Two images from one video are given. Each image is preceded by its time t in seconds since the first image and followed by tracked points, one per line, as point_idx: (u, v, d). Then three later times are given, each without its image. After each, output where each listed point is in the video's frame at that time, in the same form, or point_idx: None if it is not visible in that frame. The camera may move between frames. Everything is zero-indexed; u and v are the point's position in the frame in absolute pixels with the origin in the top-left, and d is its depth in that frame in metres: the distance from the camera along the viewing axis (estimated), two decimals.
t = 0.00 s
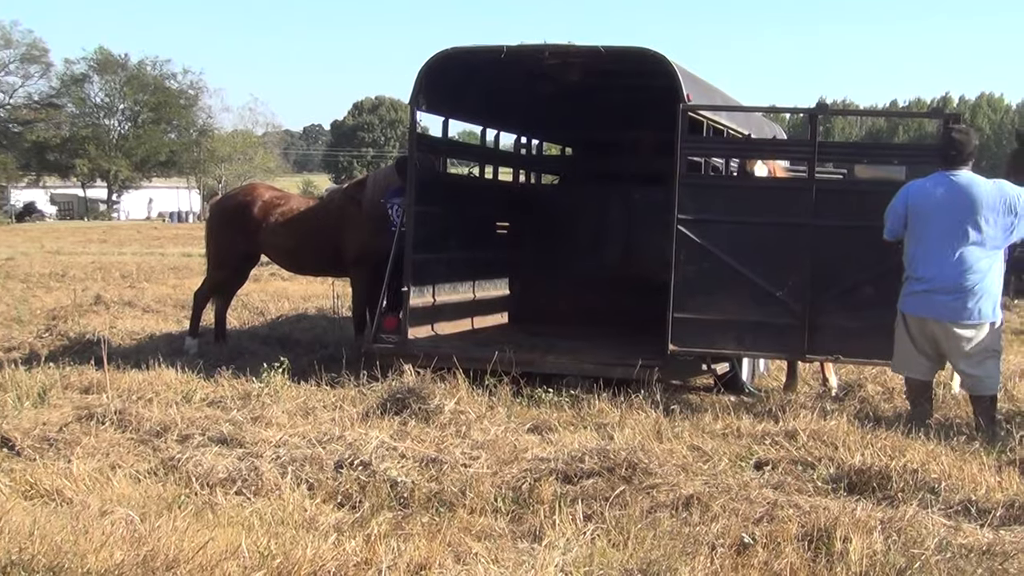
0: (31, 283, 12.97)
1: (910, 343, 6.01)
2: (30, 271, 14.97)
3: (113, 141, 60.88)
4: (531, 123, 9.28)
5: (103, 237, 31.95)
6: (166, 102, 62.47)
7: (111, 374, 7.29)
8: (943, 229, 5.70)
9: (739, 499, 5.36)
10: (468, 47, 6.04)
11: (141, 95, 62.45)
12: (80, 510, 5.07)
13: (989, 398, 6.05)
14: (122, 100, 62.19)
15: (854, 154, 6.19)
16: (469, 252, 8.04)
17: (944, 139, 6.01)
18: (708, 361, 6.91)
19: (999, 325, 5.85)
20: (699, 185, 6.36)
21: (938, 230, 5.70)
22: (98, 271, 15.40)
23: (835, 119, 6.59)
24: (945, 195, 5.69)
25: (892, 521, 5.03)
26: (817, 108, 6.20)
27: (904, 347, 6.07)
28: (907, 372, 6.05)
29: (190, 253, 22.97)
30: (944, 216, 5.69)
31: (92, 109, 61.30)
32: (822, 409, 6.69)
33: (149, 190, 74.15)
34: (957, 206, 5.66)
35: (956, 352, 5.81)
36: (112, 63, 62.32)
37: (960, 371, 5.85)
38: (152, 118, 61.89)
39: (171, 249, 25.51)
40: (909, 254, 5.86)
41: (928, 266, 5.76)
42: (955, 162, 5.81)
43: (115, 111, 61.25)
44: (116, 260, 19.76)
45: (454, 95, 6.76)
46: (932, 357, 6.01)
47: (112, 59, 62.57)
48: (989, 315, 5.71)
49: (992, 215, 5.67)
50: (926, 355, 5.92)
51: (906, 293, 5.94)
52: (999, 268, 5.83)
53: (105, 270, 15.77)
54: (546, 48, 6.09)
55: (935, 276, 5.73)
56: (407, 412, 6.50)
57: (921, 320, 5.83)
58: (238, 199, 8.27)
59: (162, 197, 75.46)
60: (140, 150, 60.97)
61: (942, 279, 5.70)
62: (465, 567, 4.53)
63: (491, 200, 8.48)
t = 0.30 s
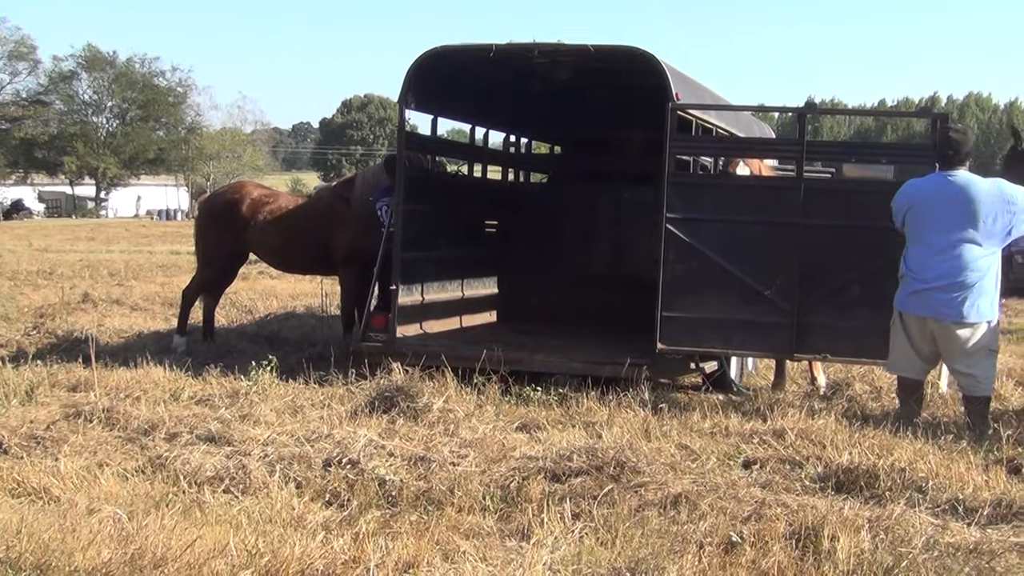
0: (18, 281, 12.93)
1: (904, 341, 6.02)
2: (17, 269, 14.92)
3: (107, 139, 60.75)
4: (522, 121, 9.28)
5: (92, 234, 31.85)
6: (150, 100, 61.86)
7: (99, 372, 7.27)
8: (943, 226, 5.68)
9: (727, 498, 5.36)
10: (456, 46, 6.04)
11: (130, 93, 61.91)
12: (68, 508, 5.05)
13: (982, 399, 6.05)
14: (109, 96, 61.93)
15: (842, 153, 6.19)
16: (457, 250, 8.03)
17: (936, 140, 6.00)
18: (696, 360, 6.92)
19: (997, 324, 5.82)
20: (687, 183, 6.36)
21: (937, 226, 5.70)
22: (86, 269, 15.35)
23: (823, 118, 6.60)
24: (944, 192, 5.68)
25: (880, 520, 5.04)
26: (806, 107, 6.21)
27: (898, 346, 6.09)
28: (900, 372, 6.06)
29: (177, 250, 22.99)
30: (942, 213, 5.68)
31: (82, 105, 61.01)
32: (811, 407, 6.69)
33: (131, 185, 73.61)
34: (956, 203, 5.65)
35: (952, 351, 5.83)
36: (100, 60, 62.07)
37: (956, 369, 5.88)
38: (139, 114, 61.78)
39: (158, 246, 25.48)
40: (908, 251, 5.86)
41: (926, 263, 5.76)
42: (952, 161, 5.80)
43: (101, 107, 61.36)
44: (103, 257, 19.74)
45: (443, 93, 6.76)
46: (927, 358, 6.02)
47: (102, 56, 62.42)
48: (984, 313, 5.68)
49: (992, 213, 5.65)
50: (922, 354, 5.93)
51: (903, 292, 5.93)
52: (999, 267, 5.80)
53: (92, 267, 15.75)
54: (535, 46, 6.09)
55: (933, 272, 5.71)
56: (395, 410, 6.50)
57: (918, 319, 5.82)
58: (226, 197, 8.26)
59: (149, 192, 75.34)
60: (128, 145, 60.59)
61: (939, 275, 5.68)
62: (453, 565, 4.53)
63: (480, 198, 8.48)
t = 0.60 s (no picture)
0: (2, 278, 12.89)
1: (895, 343, 6.04)
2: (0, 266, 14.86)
3: (98, 140, 60.61)
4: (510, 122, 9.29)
5: (78, 233, 31.77)
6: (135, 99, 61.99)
7: (83, 370, 7.25)
8: (935, 227, 5.68)
9: (712, 498, 5.37)
10: (442, 44, 6.04)
11: (116, 91, 62.01)
12: (51, 506, 5.03)
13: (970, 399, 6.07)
14: (96, 95, 61.72)
15: (828, 154, 6.20)
16: (443, 249, 8.03)
17: (923, 141, 6.01)
18: (681, 360, 6.92)
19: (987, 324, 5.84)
20: (673, 183, 6.36)
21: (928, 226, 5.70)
22: (69, 266, 15.30)
23: (809, 118, 6.61)
24: (935, 192, 5.67)
25: (863, 520, 5.04)
26: (791, 107, 6.22)
27: (889, 349, 6.09)
28: (891, 374, 6.07)
29: (162, 248, 22.89)
30: (933, 213, 5.68)
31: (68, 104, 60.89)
32: (795, 408, 6.70)
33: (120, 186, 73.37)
34: (948, 205, 5.64)
35: (944, 352, 5.85)
36: (87, 59, 61.84)
37: (947, 371, 5.90)
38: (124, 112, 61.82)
39: (144, 245, 25.40)
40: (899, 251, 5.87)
41: (917, 263, 5.77)
42: (945, 162, 5.77)
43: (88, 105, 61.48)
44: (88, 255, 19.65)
45: (429, 92, 6.76)
46: (918, 360, 6.04)
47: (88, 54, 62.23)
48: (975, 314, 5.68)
49: (984, 214, 5.63)
50: (913, 355, 5.95)
51: (895, 292, 5.95)
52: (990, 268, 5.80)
53: (77, 264, 15.69)
54: (521, 45, 6.09)
55: (923, 273, 5.73)
56: (380, 410, 6.49)
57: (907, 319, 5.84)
58: (211, 195, 8.26)
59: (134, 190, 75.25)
60: (114, 143, 60.23)
61: (930, 276, 5.69)
62: (437, 564, 4.52)
63: (466, 197, 8.48)
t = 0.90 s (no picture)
0: None
1: (883, 344, 6.05)
2: None
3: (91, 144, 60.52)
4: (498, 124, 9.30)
5: (66, 235, 31.68)
6: (123, 102, 61.68)
7: (69, 372, 7.23)
8: (920, 228, 5.69)
9: (697, 499, 5.37)
10: (428, 47, 6.05)
11: (102, 92, 61.60)
12: (36, 508, 5.01)
13: (955, 399, 6.08)
14: (82, 96, 61.33)
15: (814, 155, 6.22)
16: (429, 251, 8.03)
17: (907, 142, 6.04)
18: (667, 361, 6.93)
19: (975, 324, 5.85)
20: (659, 184, 6.37)
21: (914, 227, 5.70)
22: (55, 268, 15.25)
23: (794, 119, 6.62)
24: (921, 193, 5.68)
25: (849, 521, 5.05)
26: (777, 109, 6.23)
27: (876, 350, 6.11)
28: (879, 375, 6.08)
29: (148, 250, 22.92)
30: (919, 213, 5.68)
31: (56, 104, 60.69)
32: (781, 409, 6.71)
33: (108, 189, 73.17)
34: (933, 205, 5.65)
35: (930, 352, 5.86)
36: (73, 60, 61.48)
37: (933, 371, 5.92)
38: (110, 113, 61.95)
39: (132, 247, 25.37)
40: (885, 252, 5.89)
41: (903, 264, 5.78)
42: (928, 163, 5.80)
43: (74, 107, 61.28)
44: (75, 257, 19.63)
45: (415, 94, 6.77)
46: (905, 361, 6.06)
47: (77, 56, 62.09)
48: (961, 317, 5.69)
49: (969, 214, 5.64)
50: (900, 355, 5.97)
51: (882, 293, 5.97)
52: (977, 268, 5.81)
53: (62, 266, 15.64)
54: (507, 47, 6.10)
55: (910, 274, 5.74)
56: (366, 411, 6.48)
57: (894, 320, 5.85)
58: (197, 196, 8.25)
59: (118, 192, 74.98)
60: (100, 145, 60.11)
61: (916, 276, 5.70)
62: (423, 566, 4.51)
63: (453, 199, 8.49)
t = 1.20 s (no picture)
0: None
1: (868, 343, 6.06)
2: None
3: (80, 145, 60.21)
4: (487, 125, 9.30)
5: (52, 236, 31.50)
6: (113, 103, 61.40)
7: (55, 374, 7.21)
8: (904, 229, 5.70)
9: (685, 499, 5.37)
10: (415, 47, 6.05)
11: (87, 94, 61.03)
12: (22, 511, 4.99)
13: (941, 399, 6.10)
14: (67, 97, 60.91)
15: (800, 155, 6.22)
16: (417, 252, 8.03)
17: (893, 141, 6.05)
18: (654, 361, 6.94)
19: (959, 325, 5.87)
20: (645, 184, 6.38)
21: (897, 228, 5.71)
22: (40, 269, 15.20)
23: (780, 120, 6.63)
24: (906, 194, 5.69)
25: (836, 521, 5.05)
26: (763, 109, 6.23)
27: (861, 349, 6.11)
28: (863, 374, 6.09)
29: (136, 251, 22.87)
30: (901, 214, 5.70)
31: (45, 108, 60.50)
32: (768, 409, 6.72)
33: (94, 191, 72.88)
34: (916, 206, 5.67)
35: (916, 353, 5.88)
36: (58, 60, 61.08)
37: (918, 372, 5.94)
38: (95, 114, 61.18)
39: (117, 249, 25.36)
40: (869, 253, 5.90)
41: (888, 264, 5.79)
42: (913, 163, 5.82)
43: (60, 107, 60.86)
44: (61, 258, 19.55)
45: (402, 95, 6.76)
46: (890, 360, 6.07)
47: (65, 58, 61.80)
48: (946, 318, 5.72)
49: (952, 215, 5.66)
50: (885, 355, 5.98)
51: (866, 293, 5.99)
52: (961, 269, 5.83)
53: (48, 269, 15.58)
54: (494, 48, 6.10)
55: (894, 273, 5.76)
56: (353, 412, 6.48)
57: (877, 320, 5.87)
58: (183, 197, 8.24)
59: (108, 193, 74.72)
60: (86, 147, 59.57)
61: (899, 276, 5.72)
62: (410, 567, 4.50)
63: (439, 200, 8.49)
